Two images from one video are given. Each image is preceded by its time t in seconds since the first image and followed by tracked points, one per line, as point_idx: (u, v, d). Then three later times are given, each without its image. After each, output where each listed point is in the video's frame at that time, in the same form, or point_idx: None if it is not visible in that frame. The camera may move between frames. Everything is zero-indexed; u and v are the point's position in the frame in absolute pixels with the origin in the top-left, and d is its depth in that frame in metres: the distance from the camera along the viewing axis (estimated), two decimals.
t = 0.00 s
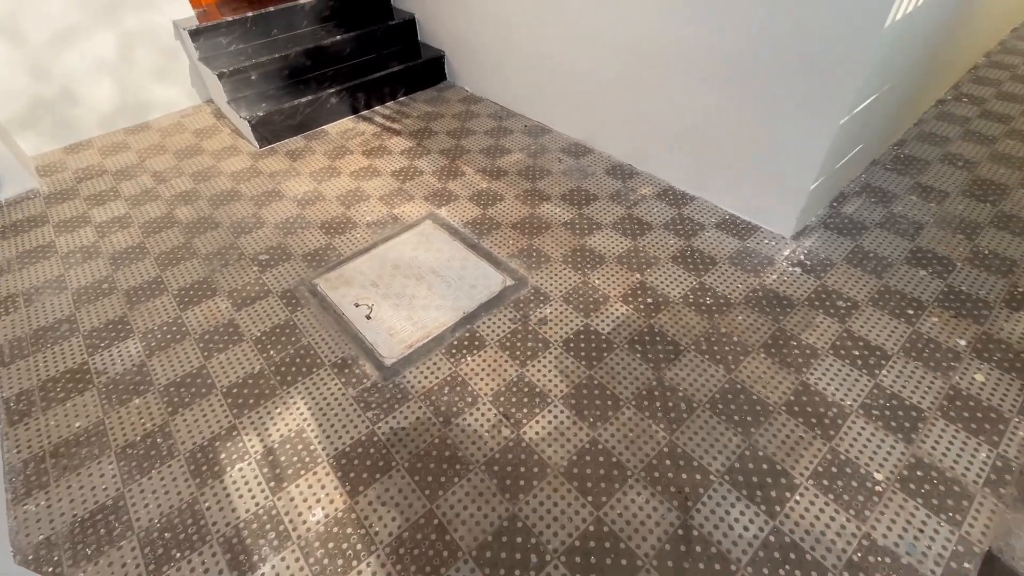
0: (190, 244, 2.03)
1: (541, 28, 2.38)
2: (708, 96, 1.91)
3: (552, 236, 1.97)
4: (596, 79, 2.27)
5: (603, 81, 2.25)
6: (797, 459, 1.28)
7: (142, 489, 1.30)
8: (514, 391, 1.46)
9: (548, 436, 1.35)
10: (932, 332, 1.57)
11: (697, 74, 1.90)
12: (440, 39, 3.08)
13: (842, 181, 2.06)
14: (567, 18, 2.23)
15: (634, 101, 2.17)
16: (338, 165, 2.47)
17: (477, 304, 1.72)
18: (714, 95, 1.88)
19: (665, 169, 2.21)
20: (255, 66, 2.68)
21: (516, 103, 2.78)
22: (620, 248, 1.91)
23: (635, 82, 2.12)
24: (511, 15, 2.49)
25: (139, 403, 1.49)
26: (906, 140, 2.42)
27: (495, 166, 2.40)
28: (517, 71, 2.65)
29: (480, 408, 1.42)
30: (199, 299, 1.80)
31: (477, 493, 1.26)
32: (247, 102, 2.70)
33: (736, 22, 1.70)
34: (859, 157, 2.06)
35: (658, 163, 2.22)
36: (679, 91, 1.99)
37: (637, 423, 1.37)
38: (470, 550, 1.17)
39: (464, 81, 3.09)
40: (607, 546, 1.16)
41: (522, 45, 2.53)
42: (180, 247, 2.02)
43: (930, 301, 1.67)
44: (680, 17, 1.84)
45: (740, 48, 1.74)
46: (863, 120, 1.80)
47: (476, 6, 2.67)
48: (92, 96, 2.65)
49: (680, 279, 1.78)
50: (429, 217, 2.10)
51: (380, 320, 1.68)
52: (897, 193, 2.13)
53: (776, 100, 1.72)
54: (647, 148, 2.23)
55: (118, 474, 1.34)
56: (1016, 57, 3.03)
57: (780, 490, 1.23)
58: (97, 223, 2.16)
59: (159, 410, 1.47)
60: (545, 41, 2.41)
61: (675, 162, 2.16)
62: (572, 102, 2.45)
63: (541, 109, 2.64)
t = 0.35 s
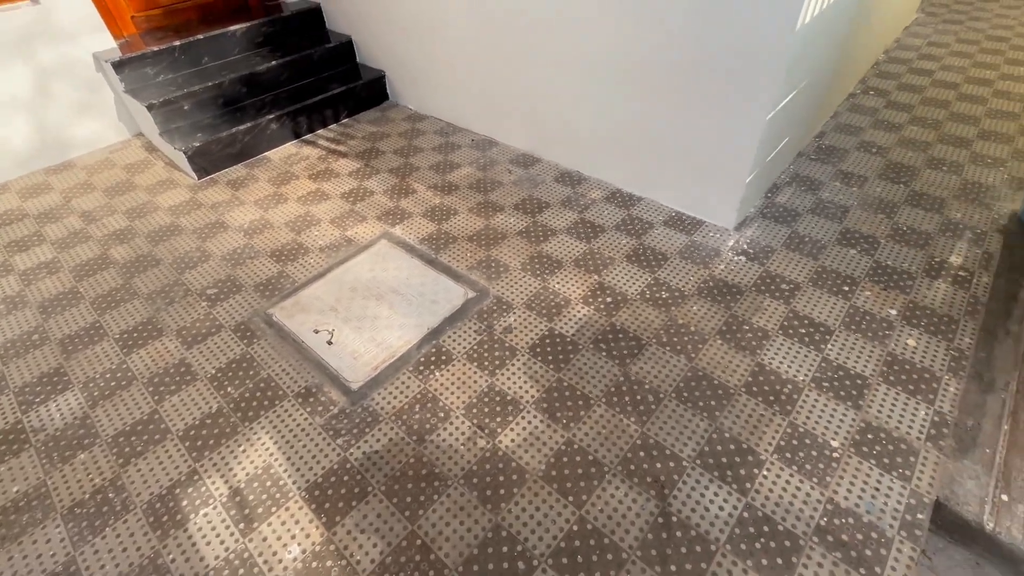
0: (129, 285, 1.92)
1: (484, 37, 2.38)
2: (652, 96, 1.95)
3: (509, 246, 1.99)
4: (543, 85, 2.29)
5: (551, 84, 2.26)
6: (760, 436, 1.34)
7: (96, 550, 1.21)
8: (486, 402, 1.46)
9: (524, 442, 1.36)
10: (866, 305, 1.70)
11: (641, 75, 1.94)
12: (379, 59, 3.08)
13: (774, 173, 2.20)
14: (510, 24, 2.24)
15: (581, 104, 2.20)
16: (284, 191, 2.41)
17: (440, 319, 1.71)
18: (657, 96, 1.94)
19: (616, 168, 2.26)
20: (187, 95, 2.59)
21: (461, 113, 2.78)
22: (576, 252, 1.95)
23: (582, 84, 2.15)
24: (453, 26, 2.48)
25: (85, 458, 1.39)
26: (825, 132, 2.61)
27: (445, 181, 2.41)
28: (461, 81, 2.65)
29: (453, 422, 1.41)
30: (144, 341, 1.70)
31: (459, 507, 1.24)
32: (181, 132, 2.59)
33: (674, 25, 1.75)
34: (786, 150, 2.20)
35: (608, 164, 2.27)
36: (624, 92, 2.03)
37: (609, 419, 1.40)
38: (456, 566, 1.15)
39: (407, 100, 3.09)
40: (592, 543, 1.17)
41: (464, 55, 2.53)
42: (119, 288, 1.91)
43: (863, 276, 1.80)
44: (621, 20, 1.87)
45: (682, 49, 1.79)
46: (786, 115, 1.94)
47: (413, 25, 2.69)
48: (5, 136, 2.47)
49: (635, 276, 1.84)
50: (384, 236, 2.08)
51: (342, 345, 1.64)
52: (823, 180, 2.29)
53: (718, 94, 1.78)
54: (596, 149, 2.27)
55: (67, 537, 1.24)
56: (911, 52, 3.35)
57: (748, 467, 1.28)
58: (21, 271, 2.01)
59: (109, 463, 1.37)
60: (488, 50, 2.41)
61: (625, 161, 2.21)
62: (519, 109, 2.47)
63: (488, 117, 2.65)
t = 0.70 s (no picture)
0: (46, 344, 1.76)
1: (426, 60, 2.35)
2: (629, 84, 1.83)
3: (459, 271, 1.96)
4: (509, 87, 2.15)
5: (500, 98, 2.22)
6: (720, 444, 1.35)
7: None
8: (444, 436, 1.40)
9: (485, 475, 1.31)
10: (807, 304, 1.76)
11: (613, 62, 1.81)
12: (315, 91, 3.02)
13: (710, 183, 2.28)
14: (464, 28, 2.12)
15: (554, 103, 2.06)
16: (219, 231, 2.29)
17: (392, 353, 1.65)
18: (606, 108, 1.93)
19: (602, 168, 2.10)
20: (108, 136, 2.44)
21: (426, 128, 2.61)
22: (527, 272, 1.94)
23: (552, 81, 2.01)
24: (395, 43, 2.40)
25: None
26: (755, 142, 2.75)
27: (391, 210, 2.36)
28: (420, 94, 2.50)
29: (411, 461, 1.35)
30: (64, 406, 1.55)
31: (422, 553, 1.18)
32: (102, 176, 2.43)
33: (614, 36, 1.75)
34: (720, 160, 2.30)
35: (594, 165, 2.11)
36: (597, 84, 1.90)
37: (570, 442, 1.37)
38: None
39: (347, 130, 3.04)
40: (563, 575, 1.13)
41: (420, 64, 2.39)
42: (33, 349, 1.74)
43: (801, 277, 1.88)
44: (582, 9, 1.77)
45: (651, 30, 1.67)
46: (716, 128, 2.02)
47: (348, 54, 2.65)
48: None
49: (587, 293, 1.84)
50: (329, 271, 2.01)
51: (288, 390, 1.55)
52: (757, 187, 2.40)
53: (666, 99, 1.78)
54: (579, 150, 2.11)
55: None
56: (823, 64, 3.62)
57: (711, 477, 1.29)
58: None
59: (23, 549, 1.22)
60: (432, 71, 2.37)
61: (612, 158, 2.05)
62: (488, 115, 2.31)
63: (456, 129, 2.48)
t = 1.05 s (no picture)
0: None
1: (391, 71, 2.19)
2: (622, 77, 1.69)
3: (415, 311, 1.92)
4: (478, 99, 2.04)
5: (454, 132, 2.20)
6: (686, 472, 1.35)
7: None
8: (405, 489, 1.34)
9: (450, 527, 1.25)
10: (759, 323, 1.81)
11: (602, 54, 1.68)
12: (261, 134, 2.97)
13: (659, 210, 2.35)
14: (420, 50, 2.05)
15: (538, 105, 1.91)
16: (160, 283, 2.18)
17: (348, 402, 1.58)
18: (592, 115, 1.82)
19: (601, 167, 1.93)
20: (36, 189, 2.31)
21: (398, 157, 2.46)
22: (485, 308, 1.93)
23: (522, 88, 1.91)
24: (346, 77, 2.34)
25: None
26: (699, 167, 2.87)
27: (344, 251, 2.31)
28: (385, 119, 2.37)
29: (371, 520, 1.28)
30: None
31: None
32: (29, 231, 2.28)
33: (603, 40, 1.65)
34: (667, 187, 2.37)
35: (591, 165, 1.94)
36: (584, 90, 1.78)
37: (537, 484, 1.34)
38: None
39: (296, 172, 2.99)
40: None
41: (383, 79, 2.24)
42: None
43: (751, 296, 1.94)
44: None
45: (628, 9, 1.56)
46: (660, 157, 2.08)
47: (294, 96, 2.62)
48: None
49: (546, 325, 1.84)
50: (279, 319, 1.93)
51: (237, 451, 1.46)
52: (704, 211, 2.49)
53: (614, 127, 1.81)
54: (573, 153, 1.95)
55: None
56: (756, 91, 3.85)
57: (679, 508, 1.27)
58: None
59: None
60: (398, 83, 2.21)
61: (598, 168, 1.94)
62: (463, 133, 2.18)
63: (431, 151, 2.34)
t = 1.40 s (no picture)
0: None
1: (368, 81, 2.07)
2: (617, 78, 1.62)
3: (381, 354, 1.89)
4: (443, 134, 2.05)
5: (417, 171, 2.22)
6: (658, 505, 1.34)
7: None
8: (372, 542, 1.28)
9: None
10: (722, 349, 1.85)
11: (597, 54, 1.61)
12: (221, 178, 2.93)
13: (620, 241, 2.41)
14: (384, 89, 2.06)
15: (527, 109, 1.82)
16: (110, 335, 2.08)
17: (311, 452, 1.52)
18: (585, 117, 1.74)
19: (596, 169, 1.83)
20: None
21: (373, 178, 2.36)
22: (452, 347, 1.91)
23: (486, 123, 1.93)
24: (309, 118, 2.34)
25: None
26: (657, 198, 2.98)
27: (307, 294, 2.27)
28: (350, 158, 2.36)
29: None
30: None
31: None
32: None
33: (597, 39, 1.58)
34: (627, 219, 2.44)
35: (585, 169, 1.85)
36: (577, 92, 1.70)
37: (510, 528, 1.30)
38: None
39: (257, 216, 2.95)
40: None
41: (360, 89, 2.11)
42: None
43: (714, 323, 1.98)
44: None
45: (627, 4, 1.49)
46: (618, 190, 2.15)
47: (254, 139, 2.60)
48: None
49: (514, 361, 1.83)
50: (238, 368, 1.86)
51: (190, 513, 1.38)
52: (664, 240, 2.56)
53: (572, 164, 1.86)
54: (566, 157, 1.86)
55: None
56: (707, 126, 4.07)
57: (654, 543, 1.26)
58: None
59: None
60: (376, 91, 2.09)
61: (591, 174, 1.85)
62: (430, 168, 2.18)
63: (409, 169, 2.23)
